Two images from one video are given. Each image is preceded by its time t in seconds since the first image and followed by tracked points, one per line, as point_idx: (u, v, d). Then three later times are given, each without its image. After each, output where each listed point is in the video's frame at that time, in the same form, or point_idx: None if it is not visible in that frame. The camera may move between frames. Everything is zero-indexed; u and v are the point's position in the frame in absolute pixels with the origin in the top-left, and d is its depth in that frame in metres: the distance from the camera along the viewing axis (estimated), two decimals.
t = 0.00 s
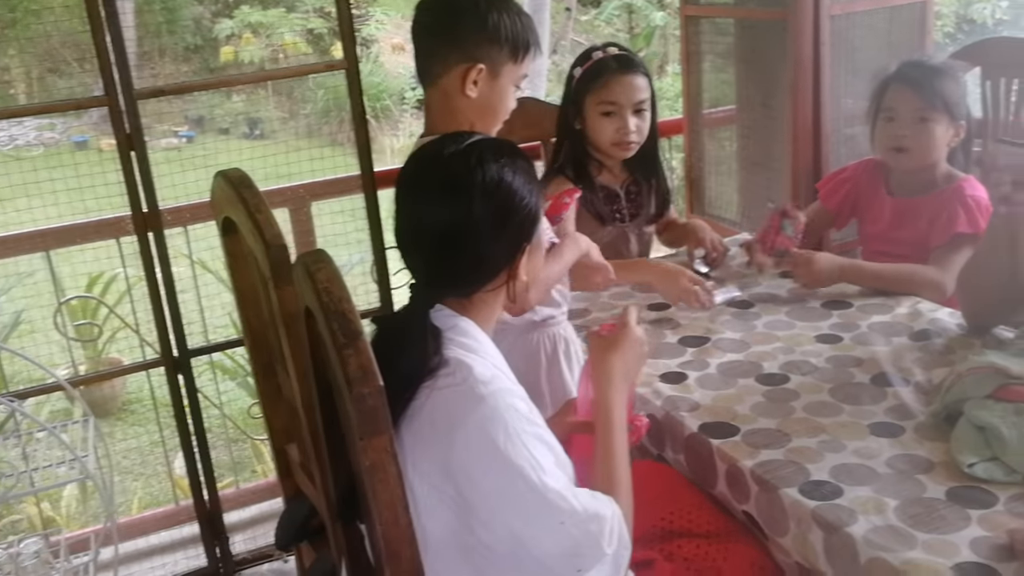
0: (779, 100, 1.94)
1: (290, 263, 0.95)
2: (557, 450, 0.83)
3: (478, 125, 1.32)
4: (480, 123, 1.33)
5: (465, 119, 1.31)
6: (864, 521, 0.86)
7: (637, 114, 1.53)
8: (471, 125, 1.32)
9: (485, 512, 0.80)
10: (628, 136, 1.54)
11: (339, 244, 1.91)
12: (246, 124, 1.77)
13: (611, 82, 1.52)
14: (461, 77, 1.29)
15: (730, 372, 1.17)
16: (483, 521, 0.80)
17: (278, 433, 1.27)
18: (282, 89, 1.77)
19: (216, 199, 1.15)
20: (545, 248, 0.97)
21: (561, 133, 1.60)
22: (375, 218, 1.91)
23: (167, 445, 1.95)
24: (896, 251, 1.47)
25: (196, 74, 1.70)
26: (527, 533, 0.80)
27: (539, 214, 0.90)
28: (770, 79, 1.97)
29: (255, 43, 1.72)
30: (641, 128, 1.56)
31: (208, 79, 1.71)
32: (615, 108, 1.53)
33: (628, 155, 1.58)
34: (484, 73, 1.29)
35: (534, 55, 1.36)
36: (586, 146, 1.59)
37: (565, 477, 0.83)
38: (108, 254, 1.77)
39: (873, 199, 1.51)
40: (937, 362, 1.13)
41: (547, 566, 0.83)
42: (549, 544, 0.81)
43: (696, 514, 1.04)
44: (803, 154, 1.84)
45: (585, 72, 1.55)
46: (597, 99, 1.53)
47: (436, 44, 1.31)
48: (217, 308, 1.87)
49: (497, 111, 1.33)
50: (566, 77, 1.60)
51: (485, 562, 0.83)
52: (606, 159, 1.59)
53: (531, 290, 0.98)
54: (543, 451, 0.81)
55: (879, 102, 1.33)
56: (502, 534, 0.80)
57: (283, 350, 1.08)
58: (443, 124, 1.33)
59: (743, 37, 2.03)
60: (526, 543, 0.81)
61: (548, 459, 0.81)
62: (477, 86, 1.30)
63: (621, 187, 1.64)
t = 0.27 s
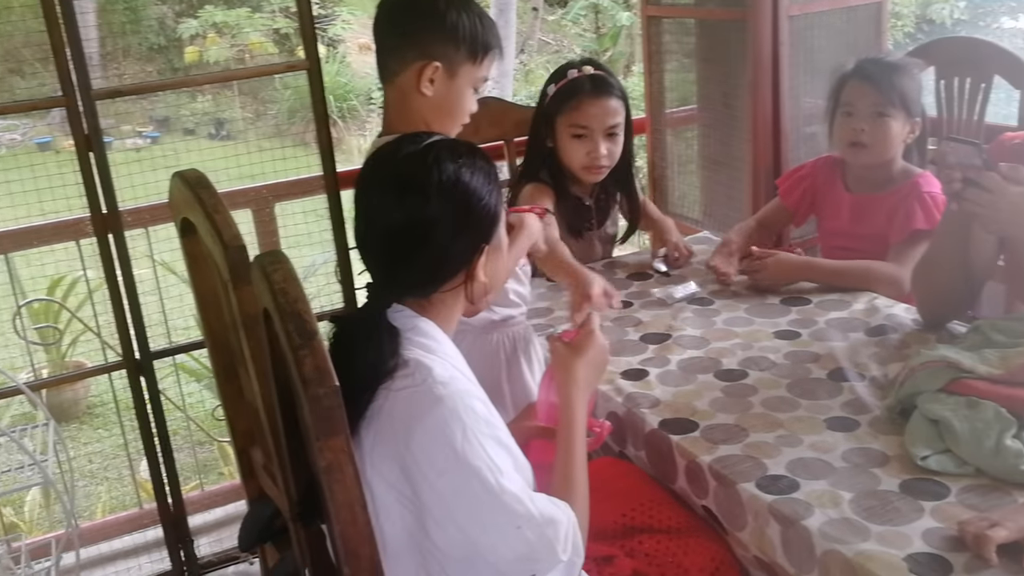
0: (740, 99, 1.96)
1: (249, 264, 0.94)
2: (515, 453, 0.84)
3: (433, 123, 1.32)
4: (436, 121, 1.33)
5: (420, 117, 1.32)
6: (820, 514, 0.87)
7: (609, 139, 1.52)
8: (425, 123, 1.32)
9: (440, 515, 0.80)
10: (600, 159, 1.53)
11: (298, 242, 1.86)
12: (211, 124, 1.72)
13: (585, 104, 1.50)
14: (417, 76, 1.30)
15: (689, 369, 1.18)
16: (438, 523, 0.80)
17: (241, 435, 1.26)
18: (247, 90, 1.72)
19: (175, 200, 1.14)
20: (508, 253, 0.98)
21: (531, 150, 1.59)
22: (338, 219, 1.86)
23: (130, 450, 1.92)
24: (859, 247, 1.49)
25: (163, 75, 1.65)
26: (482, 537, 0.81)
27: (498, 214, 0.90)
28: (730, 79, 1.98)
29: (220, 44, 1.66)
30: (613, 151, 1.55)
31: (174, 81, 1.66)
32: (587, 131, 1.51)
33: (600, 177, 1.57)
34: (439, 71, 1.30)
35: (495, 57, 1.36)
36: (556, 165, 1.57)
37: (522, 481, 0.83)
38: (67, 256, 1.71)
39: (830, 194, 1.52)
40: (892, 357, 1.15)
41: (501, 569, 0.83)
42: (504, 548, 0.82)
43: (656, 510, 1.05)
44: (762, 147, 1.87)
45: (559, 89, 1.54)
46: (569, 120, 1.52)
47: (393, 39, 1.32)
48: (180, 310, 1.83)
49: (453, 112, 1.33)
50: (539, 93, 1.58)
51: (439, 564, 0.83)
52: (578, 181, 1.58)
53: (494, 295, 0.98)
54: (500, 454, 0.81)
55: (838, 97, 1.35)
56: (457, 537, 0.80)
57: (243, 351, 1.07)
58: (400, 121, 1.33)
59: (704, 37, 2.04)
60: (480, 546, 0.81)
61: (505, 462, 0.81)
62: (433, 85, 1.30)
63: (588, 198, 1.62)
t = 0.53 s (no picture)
0: (698, 97, 1.97)
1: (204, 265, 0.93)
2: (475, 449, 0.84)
3: (382, 123, 1.31)
4: (387, 120, 1.32)
5: (368, 116, 1.31)
6: (776, 506, 0.88)
7: (576, 158, 1.47)
8: (373, 123, 1.32)
9: (400, 512, 0.80)
10: (566, 177, 1.49)
11: (260, 244, 1.83)
12: (173, 126, 1.69)
13: (554, 124, 1.45)
14: (365, 75, 1.29)
15: (649, 364, 1.19)
16: (398, 520, 0.80)
17: (200, 437, 1.25)
18: (210, 91, 1.69)
19: (129, 202, 1.13)
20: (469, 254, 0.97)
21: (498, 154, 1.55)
22: (298, 220, 1.83)
23: (90, 455, 1.90)
24: (812, 245, 1.51)
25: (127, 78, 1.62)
26: (441, 534, 0.80)
27: (459, 213, 0.90)
28: (689, 77, 2.00)
29: (181, 45, 1.64)
30: (580, 168, 1.50)
31: (135, 82, 1.63)
32: (554, 150, 1.47)
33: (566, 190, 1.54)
34: (386, 72, 1.29)
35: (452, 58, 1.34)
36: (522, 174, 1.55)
37: (482, 477, 0.83)
38: (22, 260, 1.67)
39: (785, 194, 1.55)
40: (847, 350, 1.17)
41: (461, 566, 0.83)
42: (464, 544, 0.81)
43: (616, 505, 1.06)
44: (722, 144, 1.90)
45: (530, 103, 1.47)
46: (538, 136, 1.47)
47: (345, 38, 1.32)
48: (139, 312, 1.79)
49: (403, 114, 1.31)
50: (510, 100, 1.52)
51: (399, 563, 0.83)
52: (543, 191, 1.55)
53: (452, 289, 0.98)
54: (460, 450, 0.81)
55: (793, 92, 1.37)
56: (416, 535, 0.80)
57: (200, 353, 1.06)
58: (353, 120, 1.34)
59: (663, 36, 2.06)
60: (440, 543, 0.81)
61: (463, 458, 0.81)
62: (379, 85, 1.29)
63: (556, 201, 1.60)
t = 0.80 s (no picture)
0: (658, 88, 1.97)
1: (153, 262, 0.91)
2: (438, 437, 0.82)
3: (331, 115, 1.30)
4: (337, 113, 1.31)
5: (317, 109, 1.30)
6: (735, 494, 0.87)
7: (533, 145, 1.46)
8: (322, 116, 1.31)
9: (364, 505, 0.78)
10: (523, 165, 1.48)
11: (216, 242, 1.78)
12: (131, 124, 1.64)
13: (508, 111, 1.44)
14: (312, 69, 1.28)
15: (610, 356, 1.19)
16: (362, 513, 0.78)
17: (156, 440, 1.23)
18: (169, 86, 1.64)
19: (78, 200, 1.10)
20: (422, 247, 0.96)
21: (454, 145, 1.54)
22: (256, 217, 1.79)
23: (47, 460, 1.86)
24: (767, 236, 1.52)
25: (81, 76, 1.56)
26: (408, 524, 0.79)
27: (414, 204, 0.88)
28: (648, 68, 2.00)
29: (138, 41, 1.58)
30: (537, 155, 1.49)
31: (93, 81, 1.57)
32: (510, 137, 1.46)
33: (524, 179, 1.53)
34: (333, 66, 1.28)
35: (403, 50, 1.32)
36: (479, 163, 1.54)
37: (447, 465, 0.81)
38: None
39: (739, 184, 1.56)
40: (806, 338, 1.17)
41: (430, 556, 0.82)
42: (432, 535, 0.80)
43: (578, 497, 1.05)
44: (682, 136, 1.90)
45: (481, 92, 1.47)
46: (493, 125, 1.46)
47: (293, 31, 1.31)
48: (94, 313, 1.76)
49: (352, 107, 1.30)
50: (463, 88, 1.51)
51: (367, 554, 0.81)
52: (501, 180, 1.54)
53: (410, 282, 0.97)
54: (422, 439, 0.79)
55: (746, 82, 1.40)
56: (383, 525, 0.79)
57: (152, 353, 1.04)
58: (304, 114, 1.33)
59: (622, 27, 2.05)
60: (407, 533, 0.79)
61: (427, 447, 0.79)
62: (327, 78, 1.28)
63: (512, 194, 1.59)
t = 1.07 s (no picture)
0: (630, 81, 1.97)
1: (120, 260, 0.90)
2: (408, 433, 0.82)
3: (298, 111, 1.30)
4: (304, 109, 1.31)
5: (285, 105, 1.30)
6: (706, 483, 0.88)
7: (507, 156, 1.46)
8: (289, 112, 1.31)
9: (335, 501, 0.78)
10: (496, 176, 1.48)
11: (199, 240, 1.78)
12: (106, 122, 1.62)
13: (482, 122, 1.44)
14: (280, 66, 1.28)
15: (583, 348, 1.19)
16: (333, 509, 0.78)
17: (129, 439, 1.22)
18: (143, 83, 1.62)
19: (45, 200, 1.09)
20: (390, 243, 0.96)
21: (425, 148, 1.54)
22: (229, 214, 1.78)
23: (21, 461, 1.85)
24: (740, 226, 1.53)
25: (54, 73, 1.53)
26: (380, 520, 0.79)
27: (381, 199, 0.89)
28: (619, 61, 2.00)
29: (112, 39, 1.57)
30: (511, 167, 1.49)
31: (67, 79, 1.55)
32: (483, 147, 1.46)
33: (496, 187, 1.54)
34: (301, 63, 1.27)
35: (372, 46, 1.31)
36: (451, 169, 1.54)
37: (417, 460, 0.82)
38: None
39: (715, 175, 1.56)
40: (776, 327, 1.18)
41: (402, 551, 0.82)
42: (403, 529, 0.80)
43: (552, 489, 1.05)
44: (654, 129, 1.91)
45: (455, 100, 1.46)
46: (466, 135, 1.46)
47: (261, 26, 1.30)
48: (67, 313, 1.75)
49: (319, 104, 1.30)
50: (437, 94, 1.50)
51: (339, 551, 0.81)
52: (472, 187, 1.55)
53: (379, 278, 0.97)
54: (392, 434, 0.80)
55: (716, 77, 1.42)
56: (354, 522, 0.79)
57: (123, 353, 1.03)
58: (273, 112, 1.33)
59: (593, 20, 2.05)
60: (379, 528, 0.80)
61: (396, 442, 0.80)
62: (295, 75, 1.28)
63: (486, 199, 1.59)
